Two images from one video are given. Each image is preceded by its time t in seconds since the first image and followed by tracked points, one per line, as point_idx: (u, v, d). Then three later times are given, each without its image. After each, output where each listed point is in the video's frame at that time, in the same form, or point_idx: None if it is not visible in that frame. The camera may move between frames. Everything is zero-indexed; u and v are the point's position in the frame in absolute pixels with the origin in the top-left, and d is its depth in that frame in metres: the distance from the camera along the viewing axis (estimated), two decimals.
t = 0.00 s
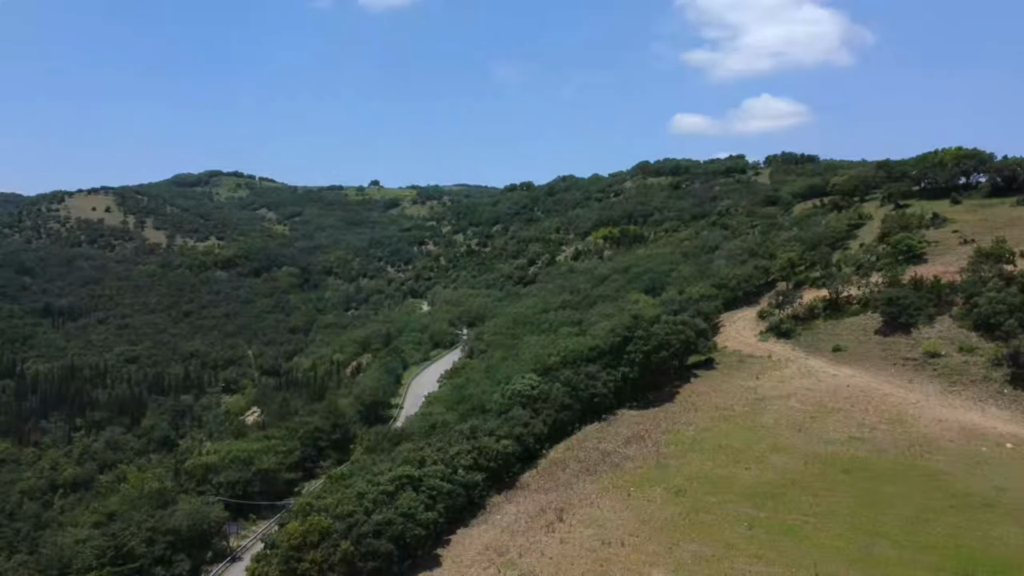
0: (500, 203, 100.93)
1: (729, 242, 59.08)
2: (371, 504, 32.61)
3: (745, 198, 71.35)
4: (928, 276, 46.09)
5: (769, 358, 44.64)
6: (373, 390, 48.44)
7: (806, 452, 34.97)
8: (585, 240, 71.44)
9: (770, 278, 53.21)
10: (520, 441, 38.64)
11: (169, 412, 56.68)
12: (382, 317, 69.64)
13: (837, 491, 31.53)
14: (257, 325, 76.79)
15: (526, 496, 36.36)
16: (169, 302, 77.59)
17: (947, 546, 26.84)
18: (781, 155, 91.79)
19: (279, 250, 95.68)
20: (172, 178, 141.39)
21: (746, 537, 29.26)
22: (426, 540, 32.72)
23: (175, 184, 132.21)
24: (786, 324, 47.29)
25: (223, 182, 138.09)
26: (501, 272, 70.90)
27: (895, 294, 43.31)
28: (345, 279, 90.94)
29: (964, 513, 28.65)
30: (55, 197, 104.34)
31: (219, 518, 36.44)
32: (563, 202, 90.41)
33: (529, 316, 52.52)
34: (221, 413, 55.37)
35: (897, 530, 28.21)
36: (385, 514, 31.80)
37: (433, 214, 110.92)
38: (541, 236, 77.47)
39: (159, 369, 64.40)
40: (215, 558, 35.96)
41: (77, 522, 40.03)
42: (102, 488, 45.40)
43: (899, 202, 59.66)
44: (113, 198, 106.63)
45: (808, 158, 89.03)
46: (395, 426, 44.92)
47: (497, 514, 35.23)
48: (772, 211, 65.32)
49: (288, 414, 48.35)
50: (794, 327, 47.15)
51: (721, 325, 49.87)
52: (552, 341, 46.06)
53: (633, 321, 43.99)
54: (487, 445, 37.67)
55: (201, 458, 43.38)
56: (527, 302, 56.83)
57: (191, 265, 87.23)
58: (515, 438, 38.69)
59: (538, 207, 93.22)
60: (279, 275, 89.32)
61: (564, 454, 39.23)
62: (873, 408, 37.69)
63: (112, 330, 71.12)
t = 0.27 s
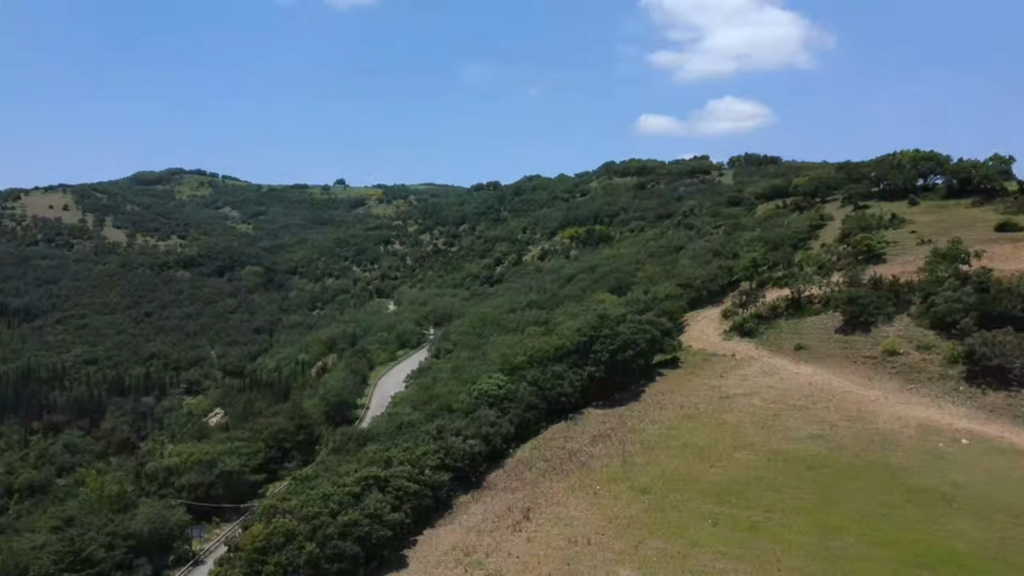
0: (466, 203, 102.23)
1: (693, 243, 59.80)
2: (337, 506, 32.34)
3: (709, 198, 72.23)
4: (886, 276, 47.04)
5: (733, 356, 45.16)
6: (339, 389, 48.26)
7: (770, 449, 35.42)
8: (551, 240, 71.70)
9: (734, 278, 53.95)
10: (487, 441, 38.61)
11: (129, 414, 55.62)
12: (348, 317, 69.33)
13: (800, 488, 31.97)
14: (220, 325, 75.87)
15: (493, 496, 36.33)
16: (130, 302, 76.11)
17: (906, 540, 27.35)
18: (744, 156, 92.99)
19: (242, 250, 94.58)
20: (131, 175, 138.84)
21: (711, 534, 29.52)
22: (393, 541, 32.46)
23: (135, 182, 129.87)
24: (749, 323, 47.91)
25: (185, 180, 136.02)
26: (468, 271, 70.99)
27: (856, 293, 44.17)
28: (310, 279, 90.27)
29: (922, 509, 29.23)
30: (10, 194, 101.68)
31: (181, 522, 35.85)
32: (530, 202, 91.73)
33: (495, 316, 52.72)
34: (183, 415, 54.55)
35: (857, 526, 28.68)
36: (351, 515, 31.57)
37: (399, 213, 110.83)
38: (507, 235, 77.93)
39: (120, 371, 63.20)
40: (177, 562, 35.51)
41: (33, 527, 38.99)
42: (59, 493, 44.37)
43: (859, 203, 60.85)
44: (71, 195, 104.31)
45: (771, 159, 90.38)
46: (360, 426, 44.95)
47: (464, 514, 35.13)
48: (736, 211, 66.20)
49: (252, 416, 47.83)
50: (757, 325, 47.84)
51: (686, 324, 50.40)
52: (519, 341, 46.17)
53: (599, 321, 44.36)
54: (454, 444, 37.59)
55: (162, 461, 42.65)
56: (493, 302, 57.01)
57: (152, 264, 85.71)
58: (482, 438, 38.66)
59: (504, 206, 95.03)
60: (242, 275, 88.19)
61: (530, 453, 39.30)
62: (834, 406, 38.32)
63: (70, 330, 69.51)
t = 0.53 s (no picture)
0: (426, 202, 102.71)
1: (651, 242, 60.50)
2: (295, 508, 31.94)
3: (667, 199, 73.09)
4: (839, 276, 48.11)
5: (690, 355, 45.72)
6: (297, 390, 48.36)
7: (726, 446, 35.92)
8: (511, 240, 71.79)
9: (691, 278, 54.71)
10: (447, 441, 38.48)
11: (79, 417, 54.22)
12: (305, 317, 68.72)
13: (756, 484, 32.46)
14: (175, 325, 74.52)
15: (453, 495, 36.21)
16: (81, 301, 74.21)
17: (859, 534, 27.93)
18: (701, 157, 94.27)
19: (198, 249, 93.01)
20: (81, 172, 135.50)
21: (669, 530, 29.78)
22: (352, 543, 32.11)
23: (85, 179, 126.78)
24: (706, 323, 48.58)
25: (137, 178, 133.20)
26: (427, 271, 70.86)
27: (809, 292, 45.11)
28: (267, 278, 89.14)
29: (873, 502, 29.89)
30: None
31: (134, 526, 35.03)
32: (489, 201, 92.57)
33: (455, 316, 52.81)
34: (135, 417, 53.43)
35: (812, 520, 29.21)
36: (309, 517, 31.17)
37: (358, 212, 110.22)
38: (467, 234, 78.05)
39: (70, 372, 61.62)
40: (130, 568, 34.65)
41: None
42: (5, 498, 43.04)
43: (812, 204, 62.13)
44: (17, 193, 101.33)
45: (727, 160, 91.83)
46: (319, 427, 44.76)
47: (424, 514, 34.94)
48: (693, 211, 67.11)
49: (207, 418, 47.10)
50: (714, 324, 48.57)
51: (644, 323, 50.95)
52: (479, 341, 46.23)
53: (558, 320, 44.68)
54: (414, 444, 37.40)
55: (115, 464, 41.68)
56: (453, 302, 57.03)
57: (104, 263, 83.72)
58: (442, 438, 38.54)
59: (464, 204, 95.85)
60: (198, 275, 86.56)
61: (490, 453, 39.28)
62: (788, 403, 39.03)
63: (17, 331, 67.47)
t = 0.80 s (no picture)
0: (392, 200, 102.59)
1: (617, 242, 60.94)
2: (258, 511, 31.55)
3: (632, 199, 73.68)
4: (800, 275, 48.92)
5: (655, 354, 46.15)
6: (261, 392, 48.27)
7: (690, 444, 36.32)
8: (477, 239, 71.75)
9: (656, 277, 55.23)
10: (413, 441, 38.32)
11: (35, 420, 52.89)
12: (269, 317, 67.97)
13: (719, 482, 32.84)
14: (135, 326, 73.14)
15: (419, 496, 36.06)
16: (36, 301, 72.35)
17: (819, 529, 28.43)
18: (666, 157, 95.18)
19: (159, 248, 91.37)
20: (36, 169, 132.21)
21: (635, 529, 29.98)
22: (317, 545, 31.78)
23: (40, 176, 123.73)
24: (670, 322, 49.10)
25: (95, 175, 130.40)
26: (393, 271, 70.54)
27: (772, 291, 45.81)
28: (230, 278, 87.87)
29: (833, 498, 30.45)
30: None
31: (92, 532, 34.24)
32: (455, 200, 92.91)
33: (421, 316, 52.75)
34: (93, 420, 52.32)
35: (773, 516, 29.66)
36: (273, 519, 30.79)
37: (323, 211, 109.35)
38: (433, 233, 77.85)
39: (25, 374, 60.05)
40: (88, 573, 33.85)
41: None
42: None
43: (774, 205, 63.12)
44: None
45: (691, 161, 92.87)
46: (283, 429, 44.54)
47: (390, 515, 34.74)
48: (657, 211, 67.75)
49: (168, 420, 46.34)
50: (678, 323, 49.10)
51: (610, 323, 51.31)
52: (445, 341, 46.22)
53: (525, 320, 44.86)
54: (379, 445, 37.18)
55: (72, 468, 40.72)
56: (418, 302, 56.88)
57: (61, 262, 81.75)
58: (408, 438, 38.38)
59: (430, 202, 96.14)
60: (159, 274, 84.93)
61: (457, 453, 39.21)
62: (751, 401, 39.58)
63: None
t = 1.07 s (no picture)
0: (349, 199, 101.98)
1: (575, 242, 61.39)
2: (213, 514, 31.02)
3: (590, 199, 74.19)
4: (754, 275, 49.84)
5: (613, 353, 46.59)
6: (215, 392, 47.74)
7: (647, 442, 36.72)
8: (436, 239, 71.62)
9: (614, 277, 55.75)
10: (371, 442, 38.08)
11: None
12: (224, 317, 66.90)
13: (676, 479, 33.26)
14: (85, 327, 71.26)
15: (377, 497, 35.84)
16: None
17: (774, 524, 28.98)
18: (623, 158, 96.06)
19: (109, 247, 89.17)
20: None
21: (593, 527, 30.20)
22: (273, 548, 31.35)
23: None
24: (628, 321, 49.60)
25: (41, 173, 126.72)
26: (351, 271, 70.02)
27: (727, 290, 46.63)
28: (184, 278, 86.11)
29: (787, 494, 31.06)
30: None
31: (40, 538, 33.24)
32: (413, 200, 92.69)
33: (379, 316, 52.54)
34: (40, 424, 50.82)
35: (729, 512, 30.15)
36: (228, 522, 30.31)
37: (280, 210, 108.00)
38: (391, 233, 77.40)
39: None
40: None
41: None
42: None
43: (729, 206, 64.16)
44: None
45: (648, 162, 93.88)
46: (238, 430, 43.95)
47: (348, 517, 34.43)
48: (615, 211, 68.35)
49: (119, 423, 45.29)
50: (636, 322, 49.65)
51: (568, 322, 51.67)
52: (404, 341, 46.16)
53: (484, 319, 45.00)
54: (337, 446, 36.88)
55: (18, 473, 39.49)
56: (377, 301, 56.58)
57: (6, 262, 79.21)
58: (366, 439, 38.14)
59: (388, 202, 95.90)
60: (109, 274, 82.80)
61: (415, 453, 39.08)
62: (707, 399, 40.19)
63: None
